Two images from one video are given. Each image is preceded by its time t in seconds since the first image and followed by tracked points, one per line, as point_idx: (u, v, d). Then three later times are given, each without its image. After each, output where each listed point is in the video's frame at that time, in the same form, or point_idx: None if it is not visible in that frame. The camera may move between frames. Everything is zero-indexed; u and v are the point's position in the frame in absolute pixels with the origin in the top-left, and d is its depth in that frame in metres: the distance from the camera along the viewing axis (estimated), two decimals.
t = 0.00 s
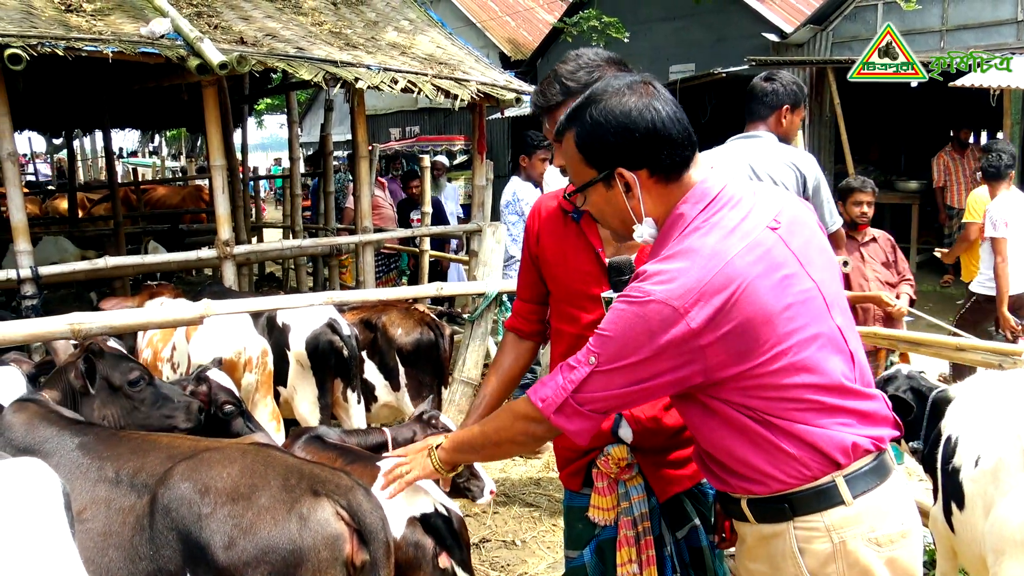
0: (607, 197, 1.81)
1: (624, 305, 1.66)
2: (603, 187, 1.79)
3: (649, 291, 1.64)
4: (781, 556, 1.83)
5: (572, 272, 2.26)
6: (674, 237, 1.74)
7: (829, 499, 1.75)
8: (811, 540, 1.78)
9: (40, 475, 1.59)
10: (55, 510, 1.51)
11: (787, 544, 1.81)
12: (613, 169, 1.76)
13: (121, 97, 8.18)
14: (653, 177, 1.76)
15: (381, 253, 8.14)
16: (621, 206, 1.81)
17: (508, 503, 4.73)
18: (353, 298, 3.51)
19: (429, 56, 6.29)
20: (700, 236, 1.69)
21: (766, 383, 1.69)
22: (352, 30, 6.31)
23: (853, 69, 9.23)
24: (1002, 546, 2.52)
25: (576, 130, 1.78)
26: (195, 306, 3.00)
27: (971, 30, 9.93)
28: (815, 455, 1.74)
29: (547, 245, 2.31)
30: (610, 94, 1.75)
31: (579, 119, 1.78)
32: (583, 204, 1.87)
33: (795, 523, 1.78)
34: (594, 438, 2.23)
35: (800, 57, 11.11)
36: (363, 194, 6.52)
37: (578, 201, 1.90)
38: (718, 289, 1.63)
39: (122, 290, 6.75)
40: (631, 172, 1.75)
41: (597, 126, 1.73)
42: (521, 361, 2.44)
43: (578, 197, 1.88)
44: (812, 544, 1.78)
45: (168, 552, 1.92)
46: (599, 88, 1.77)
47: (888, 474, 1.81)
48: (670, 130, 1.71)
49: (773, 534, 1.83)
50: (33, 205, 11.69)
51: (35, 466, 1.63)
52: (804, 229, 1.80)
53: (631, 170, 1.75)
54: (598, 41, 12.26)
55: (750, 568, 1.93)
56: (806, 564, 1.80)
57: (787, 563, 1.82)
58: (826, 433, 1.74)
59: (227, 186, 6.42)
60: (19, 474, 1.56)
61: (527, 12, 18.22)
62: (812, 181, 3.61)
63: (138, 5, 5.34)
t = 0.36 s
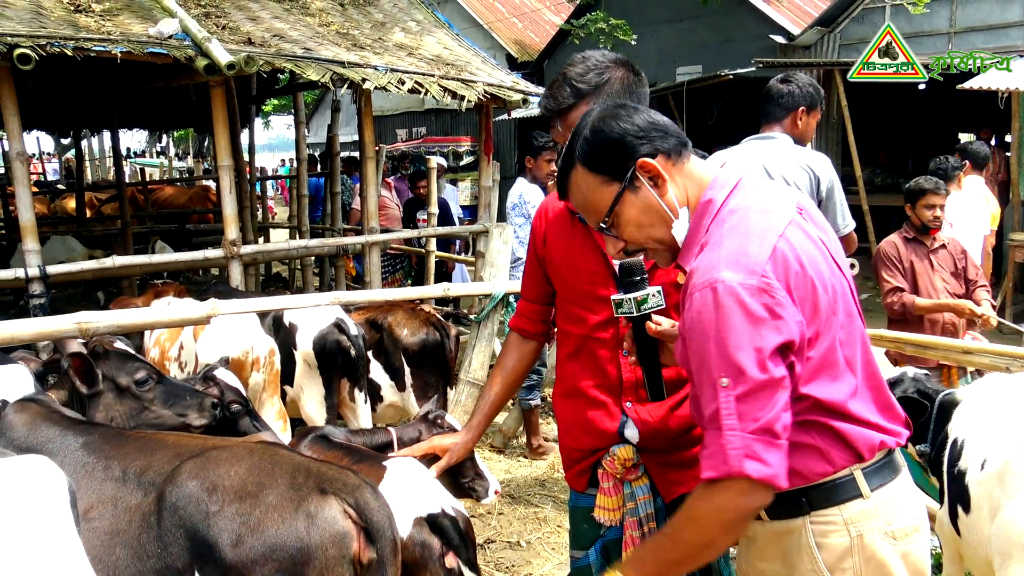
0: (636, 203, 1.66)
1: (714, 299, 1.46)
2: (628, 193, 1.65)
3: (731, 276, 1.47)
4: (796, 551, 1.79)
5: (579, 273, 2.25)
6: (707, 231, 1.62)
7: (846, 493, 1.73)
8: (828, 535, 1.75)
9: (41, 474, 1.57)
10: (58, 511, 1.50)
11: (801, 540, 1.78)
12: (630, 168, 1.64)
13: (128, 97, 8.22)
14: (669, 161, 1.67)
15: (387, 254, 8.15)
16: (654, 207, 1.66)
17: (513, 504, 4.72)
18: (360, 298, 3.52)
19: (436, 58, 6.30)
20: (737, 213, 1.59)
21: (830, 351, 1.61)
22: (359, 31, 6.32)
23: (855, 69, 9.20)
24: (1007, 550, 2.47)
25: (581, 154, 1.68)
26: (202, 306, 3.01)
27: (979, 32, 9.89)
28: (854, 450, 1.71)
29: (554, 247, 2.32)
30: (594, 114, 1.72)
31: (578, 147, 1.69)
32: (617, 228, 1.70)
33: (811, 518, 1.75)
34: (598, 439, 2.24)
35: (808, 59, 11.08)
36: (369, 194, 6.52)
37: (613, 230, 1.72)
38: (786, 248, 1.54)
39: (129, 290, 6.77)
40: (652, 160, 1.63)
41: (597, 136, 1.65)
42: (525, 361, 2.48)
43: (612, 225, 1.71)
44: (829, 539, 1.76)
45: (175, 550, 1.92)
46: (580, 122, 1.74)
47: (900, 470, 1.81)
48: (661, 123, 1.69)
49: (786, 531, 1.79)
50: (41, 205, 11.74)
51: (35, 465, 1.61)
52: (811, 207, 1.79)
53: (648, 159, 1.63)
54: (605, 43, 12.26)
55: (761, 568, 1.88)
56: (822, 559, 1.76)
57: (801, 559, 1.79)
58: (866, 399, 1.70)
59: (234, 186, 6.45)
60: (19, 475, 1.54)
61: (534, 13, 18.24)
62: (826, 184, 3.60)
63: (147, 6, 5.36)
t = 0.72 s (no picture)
0: (670, 190, 1.63)
1: (815, 263, 1.42)
2: (663, 180, 1.62)
3: (821, 243, 1.45)
4: (826, 549, 1.63)
5: (588, 272, 2.25)
6: (758, 215, 1.60)
7: (873, 487, 1.59)
8: (865, 528, 1.60)
9: (45, 480, 1.57)
10: (64, 520, 1.51)
11: (834, 536, 1.62)
12: (670, 153, 1.61)
13: (136, 97, 8.24)
14: (711, 155, 1.62)
15: (393, 254, 8.16)
16: (683, 197, 1.63)
17: (518, 504, 4.71)
18: (367, 298, 3.51)
19: (442, 57, 6.30)
20: (788, 195, 1.59)
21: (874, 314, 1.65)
22: (366, 31, 6.33)
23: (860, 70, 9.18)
24: (1015, 551, 2.49)
25: (622, 131, 1.65)
26: (208, 304, 3.01)
27: (988, 33, 9.84)
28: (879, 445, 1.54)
29: (563, 245, 2.31)
30: (643, 92, 1.67)
31: (620, 123, 1.66)
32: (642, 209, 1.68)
33: (846, 513, 1.60)
34: (607, 439, 2.23)
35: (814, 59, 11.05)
36: (375, 194, 6.52)
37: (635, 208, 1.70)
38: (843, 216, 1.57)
39: (136, 289, 6.80)
40: (691, 153, 1.60)
41: (643, 119, 1.62)
42: (530, 357, 2.48)
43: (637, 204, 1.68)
44: (864, 532, 1.60)
45: (179, 550, 1.93)
46: (629, 95, 1.69)
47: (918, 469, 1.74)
48: (712, 112, 1.62)
49: (816, 527, 1.63)
50: (50, 204, 11.80)
51: (39, 467, 1.61)
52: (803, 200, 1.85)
53: (689, 149, 1.60)
54: (611, 43, 12.24)
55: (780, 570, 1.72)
56: (854, 555, 1.61)
57: (830, 557, 1.63)
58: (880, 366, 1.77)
59: (242, 186, 6.47)
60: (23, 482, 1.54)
61: (540, 13, 18.24)
62: (837, 184, 3.58)
63: (154, 6, 5.38)
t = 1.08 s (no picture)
0: (695, 171, 1.62)
1: (858, 257, 1.41)
2: (691, 161, 1.61)
3: (869, 239, 1.43)
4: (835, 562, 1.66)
5: (595, 268, 2.25)
6: (803, 207, 1.57)
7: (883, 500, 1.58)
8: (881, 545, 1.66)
9: (48, 491, 1.56)
10: (61, 536, 1.47)
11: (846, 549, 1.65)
12: (706, 141, 1.58)
13: (140, 96, 8.26)
14: (746, 152, 1.57)
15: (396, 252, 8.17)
16: (707, 181, 1.62)
17: (521, 503, 4.71)
18: (370, 296, 3.52)
19: (446, 56, 6.30)
20: (834, 191, 1.56)
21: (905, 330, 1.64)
22: (370, 30, 6.33)
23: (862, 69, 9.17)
24: (1018, 552, 2.45)
25: (668, 100, 1.61)
26: (213, 302, 3.02)
27: (993, 32, 9.83)
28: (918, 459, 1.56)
29: (567, 241, 2.31)
30: (707, 63, 1.57)
31: (670, 91, 1.61)
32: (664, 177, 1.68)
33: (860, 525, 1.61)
34: (616, 439, 2.22)
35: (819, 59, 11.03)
36: (379, 193, 6.51)
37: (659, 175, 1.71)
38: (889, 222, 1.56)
39: (139, 287, 6.81)
40: (723, 148, 1.57)
41: (690, 98, 1.56)
42: (518, 345, 2.48)
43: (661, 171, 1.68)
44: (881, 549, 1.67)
45: (180, 549, 1.93)
46: (694, 58, 1.61)
47: (933, 486, 1.77)
48: (771, 108, 1.54)
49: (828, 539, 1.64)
50: (54, 203, 11.83)
51: (40, 477, 1.59)
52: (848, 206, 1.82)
53: (723, 142, 1.57)
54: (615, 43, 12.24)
55: None
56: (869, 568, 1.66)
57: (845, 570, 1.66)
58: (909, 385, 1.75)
59: (245, 184, 6.48)
60: (25, 495, 1.53)
61: (544, 12, 18.23)
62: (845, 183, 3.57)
63: (159, 4, 5.39)
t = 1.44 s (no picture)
0: (695, 160, 1.63)
1: (850, 250, 1.39)
2: (692, 149, 1.62)
3: (864, 232, 1.41)
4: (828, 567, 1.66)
5: (594, 276, 2.25)
6: (802, 200, 1.56)
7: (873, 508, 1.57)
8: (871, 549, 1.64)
9: (50, 497, 1.56)
10: (67, 541, 1.48)
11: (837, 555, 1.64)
12: (705, 129, 1.59)
13: (141, 99, 8.28)
14: (747, 144, 1.57)
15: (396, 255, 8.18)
16: (708, 171, 1.63)
17: (521, 505, 4.72)
18: (370, 299, 3.52)
19: (446, 59, 6.31)
20: (835, 186, 1.54)
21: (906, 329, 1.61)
22: (370, 33, 6.34)
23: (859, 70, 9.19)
24: (1019, 554, 2.45)
25: (673, 87, 1.63)
26: (213, 306, 3.03)
27: (992, 34, 9.85)
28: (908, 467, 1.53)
29: (564, 251, 2.32)
30: (714, 53, 1.58)
31: (676, 78, 1.63)
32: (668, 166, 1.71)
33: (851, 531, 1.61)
34: (619, 446, 2.22)
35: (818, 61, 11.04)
36: (379, 195, 6.52)
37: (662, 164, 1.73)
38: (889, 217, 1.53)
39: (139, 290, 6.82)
40: (722, 136, 1.57)
41: (693, 86, 1.58)
42: (523, 367, 2.47)
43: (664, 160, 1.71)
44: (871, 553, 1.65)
45: (182, 552, 1.93)
46: (702, 47, 1.62)
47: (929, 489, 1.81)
48: (772, 100, 1.52)
49: (819, 544, 1.65)
50: (54, 206, 11.84)
51: (43, 484, 1.60)
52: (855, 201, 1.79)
53: (724, 133, 1.57)
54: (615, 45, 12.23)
55: None
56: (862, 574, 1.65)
57: None
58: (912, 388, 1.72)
59: (245, 188, 6.49)
60: (27, 502, 1.53)
61: (544, 15, 18.25)
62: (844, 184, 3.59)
63: (160, 7, 5.40)
